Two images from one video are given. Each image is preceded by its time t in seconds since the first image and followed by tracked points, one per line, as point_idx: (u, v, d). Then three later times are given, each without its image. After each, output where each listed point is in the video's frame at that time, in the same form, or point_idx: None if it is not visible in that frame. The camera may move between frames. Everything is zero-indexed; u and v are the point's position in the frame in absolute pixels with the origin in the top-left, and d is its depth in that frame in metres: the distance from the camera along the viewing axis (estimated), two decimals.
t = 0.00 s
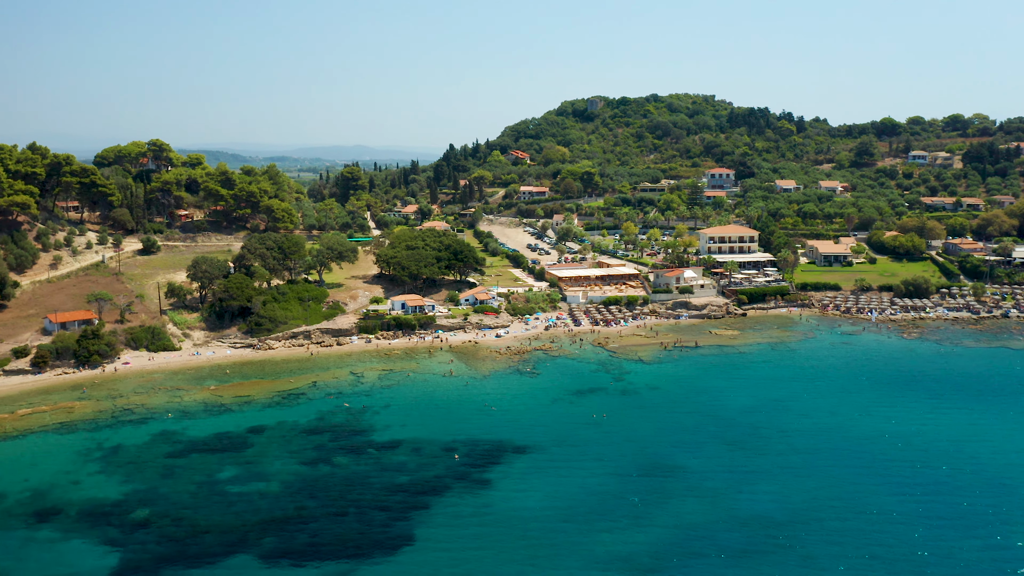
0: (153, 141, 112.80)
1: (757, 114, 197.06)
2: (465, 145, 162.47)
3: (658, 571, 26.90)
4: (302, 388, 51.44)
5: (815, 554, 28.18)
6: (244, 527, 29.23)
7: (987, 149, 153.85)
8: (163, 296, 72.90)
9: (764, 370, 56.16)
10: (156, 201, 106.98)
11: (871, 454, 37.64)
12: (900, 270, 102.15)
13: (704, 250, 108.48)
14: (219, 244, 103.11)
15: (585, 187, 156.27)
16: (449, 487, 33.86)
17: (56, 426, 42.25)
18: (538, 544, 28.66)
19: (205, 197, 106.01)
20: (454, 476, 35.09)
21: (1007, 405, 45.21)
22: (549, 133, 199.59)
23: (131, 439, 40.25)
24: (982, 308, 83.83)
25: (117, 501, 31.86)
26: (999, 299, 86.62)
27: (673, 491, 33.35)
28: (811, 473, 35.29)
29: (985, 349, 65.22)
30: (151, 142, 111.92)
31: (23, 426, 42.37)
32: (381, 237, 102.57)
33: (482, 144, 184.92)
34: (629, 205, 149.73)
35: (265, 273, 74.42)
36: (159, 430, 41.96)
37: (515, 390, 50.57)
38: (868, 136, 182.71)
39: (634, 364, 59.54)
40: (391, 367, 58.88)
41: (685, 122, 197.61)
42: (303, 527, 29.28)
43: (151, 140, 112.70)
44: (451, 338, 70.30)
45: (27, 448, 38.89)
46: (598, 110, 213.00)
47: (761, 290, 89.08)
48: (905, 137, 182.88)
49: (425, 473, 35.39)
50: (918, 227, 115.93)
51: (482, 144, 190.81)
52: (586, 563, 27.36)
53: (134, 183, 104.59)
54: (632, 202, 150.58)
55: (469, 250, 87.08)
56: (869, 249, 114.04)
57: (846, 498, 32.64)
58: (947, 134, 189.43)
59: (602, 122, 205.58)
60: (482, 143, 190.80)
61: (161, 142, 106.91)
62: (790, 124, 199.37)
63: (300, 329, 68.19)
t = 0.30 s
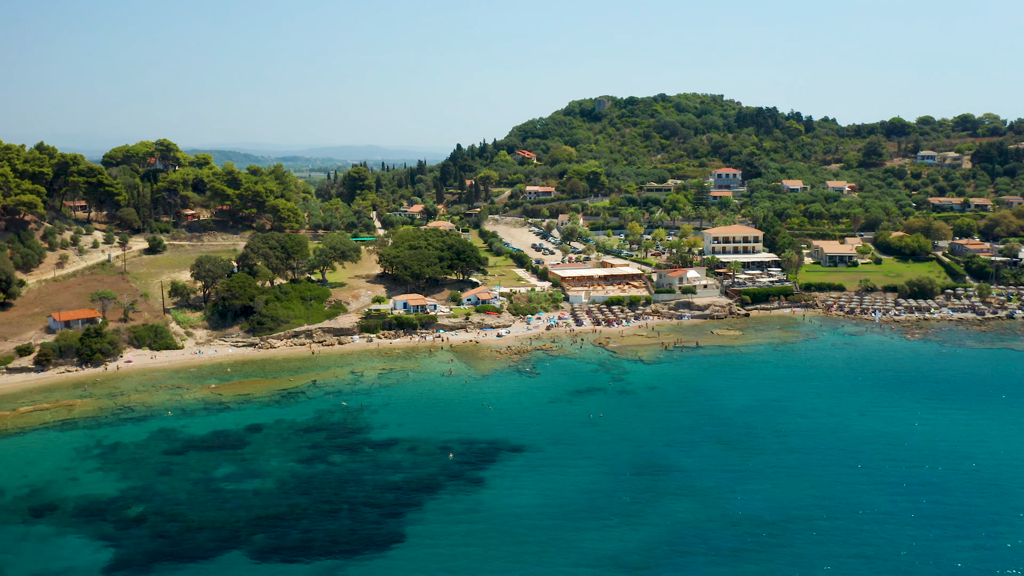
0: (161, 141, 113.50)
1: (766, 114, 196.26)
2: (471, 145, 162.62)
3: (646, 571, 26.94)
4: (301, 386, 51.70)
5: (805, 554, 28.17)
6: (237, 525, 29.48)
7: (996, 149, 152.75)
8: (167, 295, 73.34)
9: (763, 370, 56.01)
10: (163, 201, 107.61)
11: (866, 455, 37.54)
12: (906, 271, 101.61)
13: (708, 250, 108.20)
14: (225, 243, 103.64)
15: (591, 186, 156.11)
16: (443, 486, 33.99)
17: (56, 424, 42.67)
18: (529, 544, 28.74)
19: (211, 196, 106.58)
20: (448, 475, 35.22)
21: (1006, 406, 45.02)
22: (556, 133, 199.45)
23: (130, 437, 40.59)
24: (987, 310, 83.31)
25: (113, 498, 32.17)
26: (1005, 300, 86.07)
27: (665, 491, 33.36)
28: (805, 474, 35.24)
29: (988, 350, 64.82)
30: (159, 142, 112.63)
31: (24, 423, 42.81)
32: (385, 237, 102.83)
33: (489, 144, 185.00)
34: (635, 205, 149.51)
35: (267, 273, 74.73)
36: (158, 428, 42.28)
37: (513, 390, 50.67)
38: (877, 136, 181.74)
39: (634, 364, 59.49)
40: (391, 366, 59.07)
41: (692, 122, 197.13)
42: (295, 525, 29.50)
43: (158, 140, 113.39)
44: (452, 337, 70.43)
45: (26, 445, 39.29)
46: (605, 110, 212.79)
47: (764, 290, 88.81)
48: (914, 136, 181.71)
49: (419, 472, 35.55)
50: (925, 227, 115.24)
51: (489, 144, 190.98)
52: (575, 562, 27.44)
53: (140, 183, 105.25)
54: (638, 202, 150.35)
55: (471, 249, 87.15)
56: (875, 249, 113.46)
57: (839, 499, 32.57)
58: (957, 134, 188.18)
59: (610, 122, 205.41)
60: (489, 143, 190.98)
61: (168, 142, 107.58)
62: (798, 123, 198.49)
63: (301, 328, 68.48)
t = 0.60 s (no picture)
0: (169, 141, 114.19)
1: (774, 114, 195.44)
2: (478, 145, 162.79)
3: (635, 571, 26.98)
4: (300, 385, 51.99)
5: (796, 554, 28.13)
6: (229, 522, 29.70)
7: (1006, 149, 151.62)
8: (171, 294, 73.79)
9: (763, 370, 55.86)
10: (170, 200, 108.19)
11: (863, 456, 37.42)
12: (911, 271, 101.05)
13: (713, 250, 107.97)
14: (231, 243, 104.17)
15: (597, 186, 155.93)
16: (436, 485, 34.10)
17: (56, 421, 43.07)
18: (519, 544, 28.81)
19: (217, 196, 107.09)
20: (442, 474, 35.36)
21: (1005, 407, 44.81)
22: (563, 133, 199.33)
23: (128, 435, 40.90)
24: (992, 311, 82.79)
25: (109, 495, 32.49)
26: (1010, 301, 85.46)
27: (658, 490, 33.37)
28: (800, 475, 35.19)
29: (991, 351, 64.42)
30: (167, 142, 113.32)
31: (26, 420, 43.25)
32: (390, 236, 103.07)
33: (496, 144, 185.11)
34: (641, 204, 149.25)
35: (270, 272, 75.06)
36: (157, 426, 42.62)
37: (512, 389, 50.75)
38: (885, 136, 180.71)
39: (634, 364, 59.43)
40: (391, 365, 59.28)
41: (700, 122, 196.57)
42: (288, 522, 29.70)
43: (166, 140, 114.08)
44: (453, 337, 70.57)
45: (27, 442, 39.69)
46: (613, 110, 212.62)
47: (768, 290, 88.52)
48: (923, 136, 180.55)
49: (413, 471, 35.70)
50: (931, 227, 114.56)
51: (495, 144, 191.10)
52: (565, 562, 27.51)
53: (147, 182, 105.85)
54: (643, 201, 150.09)
55: (474, 249, 87.25)
56: (881, 249, 112.87)
57: (833, 499, 32.53)
58: (967, 134, 186.90)
59: (617, 122, 205.23)
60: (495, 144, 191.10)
61: (175, 142, 108.15)
62: (807, 123, 197.58)
63: (303, 328, 68.80)
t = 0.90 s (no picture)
0: (176, 141, 114.90)
1: (782, 113, 194.66)
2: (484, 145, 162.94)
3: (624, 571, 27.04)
4: (300, 383, 52.27)
5: (784, 554, 28.17)
6: (222, 519, 29.93)
7: (1015, 149, 150.47)
8: (175, 292, 74.28)
9: (763, 370, 55.71)
10: (176, 200, 108.83)
11: (858, 457, 37.35)
12: (917, 272, 100.50)
13: (717, 251, 107.69)
14: (236, 242, 104.70)
15: (604, 186, 155.77)
16: (430, 483, 34.24)
17: (57, 419, 43.46)
18: (509, 542, 28.90)
19: (224, 196, 107.56)
20: (436, 473, 35.49)
21: (1004, 409, 44.61)
22: (570, 133, 199.19)
23: (128, 432, 41.24)
24: (997, 312, 82.25)
25: (105, 491, 32.79)
26: (1016, 302, 84.86)
27: (650, 490, 33.42)
28: (794, 475, 35.15)
29: (994, 352, 63.97)
30: (174, 142, 114.00)
31: (27, 418, 43.66)
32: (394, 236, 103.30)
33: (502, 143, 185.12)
34: (647, 204, 148.98)
35: (273, 271, 75.40)
36: (156, 424, 42.94)
37: (509, 389, 50.85)
38: (894, 136, 179.71)
39: (634, 364, 59.41)
40: (391, 364, 59.50)
41: (708, 121, 196.05)
42: (280, 520, 29.90)
43: (174, 140, 114.79)
44: (455, 336, 70.69)
45: (27, 439, 40.09)
46: (621, 109, 212.38)
47: (771, 290, 88.20)
48: (932, 136, 179.38)
49: (408, 469, 35.85)
50: (938, 227, 113.85)
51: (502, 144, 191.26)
52: (554, 561, 27.63)
53: (154, 181, 106.49)
54: (650, 201, 149.82)
55: (476, 248, 87.35)
56: (887, 250, 112.27)
57: (825, 500, 32.51)
58: (977, 134, 185.57)
59: (625, 122, 205.02)
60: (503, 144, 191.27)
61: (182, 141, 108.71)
62: (815, 122, 196.64)
63: (305, 326, 69.11)
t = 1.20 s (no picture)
0: (184, 141, 115.61)
1: (791, 113, 193.80)
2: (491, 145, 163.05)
3: (614, 570, 27.10)
4: (299, 382, 52.55)
5: (775, 554, 28.19)
6: (215, 516, 30.15)
7: None
8: (179, 291, 74.70)
9: (762, 371, 55.63)
10: (182, 199, 109.38)
11: (853, 458, 37.28)
12: (923, 272, 99.88)
13: (722, 250, 107.36)
14: (242, 242, 105.16)
15: (610, 186, 155.58)
16: (424, 482, 34.38)
17: (58, 416, 43.87)
18: (500, 540, 29.03)
19: (230, 195, 108.02)
20: (431, 472, 35.64)
21: (1004, 411, 44.36)
22: (577, 133, 198.99)
23: (127, 430, 41.59)
24: (1002, 312, 81.68)
25: (102, 488, 33.10)
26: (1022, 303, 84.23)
27: (643, 490, 33.47)
28: (788, 475, 35.14)
29: (997, 353, 63.59)
30: (181, 142, 114.67)
31: (28, 415, 44.08)
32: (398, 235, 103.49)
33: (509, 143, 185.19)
34: (653, 204, 148.68)
35: (275, 270, 75.70)
36: (156, 422, 43.26)
37: (508, 388, 50.97)
38: (903, 136, 178.62)
39: (633, 364, 59.39)
40: (391, 363, 59.69)
41: (716, 121, 195.44)
42: (273, 517, 30.13)
43: (181, 140, 115.51)
44: (456, 336, 70.79)
45: (27, 436, 40.51)
46: (629, 109, 212.05)
47: (775, 291, 87.80)
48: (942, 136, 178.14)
49: (402, 468, 36.00)
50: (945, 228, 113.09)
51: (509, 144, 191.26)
52: (544, 559, 27.74)
53: (161, 181, 107.05)
54: (655, 201, 149.50)
55: (479, 248, 87.43)
56: (893, 250, 111.62)
57: (817, 500, 32.51)
58: (987, 134, 184.19)
59: (632, 121, 204.77)
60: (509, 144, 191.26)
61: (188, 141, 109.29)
62: (824, 122, 195.66)
63: (307, 326, 69.38)
